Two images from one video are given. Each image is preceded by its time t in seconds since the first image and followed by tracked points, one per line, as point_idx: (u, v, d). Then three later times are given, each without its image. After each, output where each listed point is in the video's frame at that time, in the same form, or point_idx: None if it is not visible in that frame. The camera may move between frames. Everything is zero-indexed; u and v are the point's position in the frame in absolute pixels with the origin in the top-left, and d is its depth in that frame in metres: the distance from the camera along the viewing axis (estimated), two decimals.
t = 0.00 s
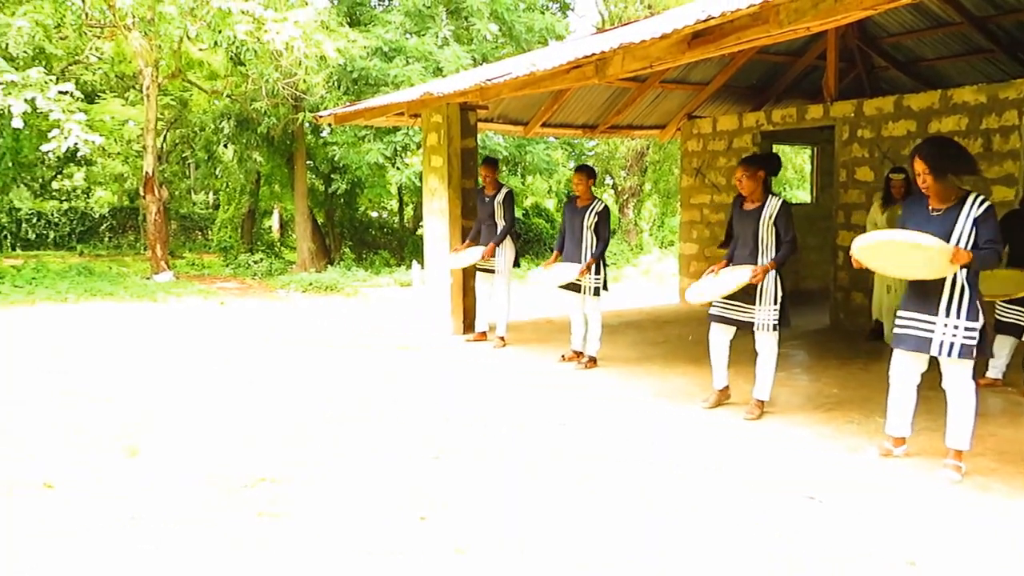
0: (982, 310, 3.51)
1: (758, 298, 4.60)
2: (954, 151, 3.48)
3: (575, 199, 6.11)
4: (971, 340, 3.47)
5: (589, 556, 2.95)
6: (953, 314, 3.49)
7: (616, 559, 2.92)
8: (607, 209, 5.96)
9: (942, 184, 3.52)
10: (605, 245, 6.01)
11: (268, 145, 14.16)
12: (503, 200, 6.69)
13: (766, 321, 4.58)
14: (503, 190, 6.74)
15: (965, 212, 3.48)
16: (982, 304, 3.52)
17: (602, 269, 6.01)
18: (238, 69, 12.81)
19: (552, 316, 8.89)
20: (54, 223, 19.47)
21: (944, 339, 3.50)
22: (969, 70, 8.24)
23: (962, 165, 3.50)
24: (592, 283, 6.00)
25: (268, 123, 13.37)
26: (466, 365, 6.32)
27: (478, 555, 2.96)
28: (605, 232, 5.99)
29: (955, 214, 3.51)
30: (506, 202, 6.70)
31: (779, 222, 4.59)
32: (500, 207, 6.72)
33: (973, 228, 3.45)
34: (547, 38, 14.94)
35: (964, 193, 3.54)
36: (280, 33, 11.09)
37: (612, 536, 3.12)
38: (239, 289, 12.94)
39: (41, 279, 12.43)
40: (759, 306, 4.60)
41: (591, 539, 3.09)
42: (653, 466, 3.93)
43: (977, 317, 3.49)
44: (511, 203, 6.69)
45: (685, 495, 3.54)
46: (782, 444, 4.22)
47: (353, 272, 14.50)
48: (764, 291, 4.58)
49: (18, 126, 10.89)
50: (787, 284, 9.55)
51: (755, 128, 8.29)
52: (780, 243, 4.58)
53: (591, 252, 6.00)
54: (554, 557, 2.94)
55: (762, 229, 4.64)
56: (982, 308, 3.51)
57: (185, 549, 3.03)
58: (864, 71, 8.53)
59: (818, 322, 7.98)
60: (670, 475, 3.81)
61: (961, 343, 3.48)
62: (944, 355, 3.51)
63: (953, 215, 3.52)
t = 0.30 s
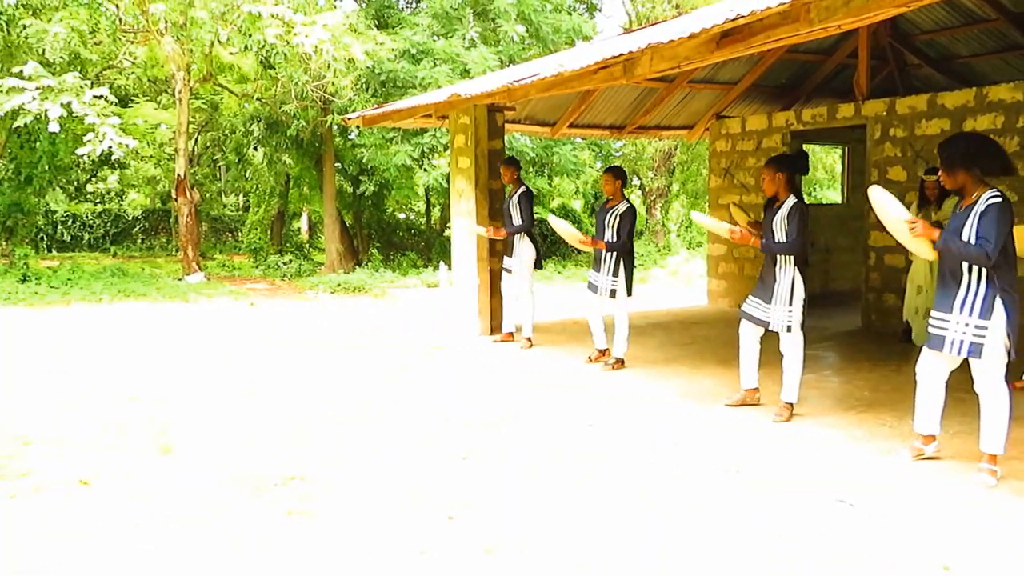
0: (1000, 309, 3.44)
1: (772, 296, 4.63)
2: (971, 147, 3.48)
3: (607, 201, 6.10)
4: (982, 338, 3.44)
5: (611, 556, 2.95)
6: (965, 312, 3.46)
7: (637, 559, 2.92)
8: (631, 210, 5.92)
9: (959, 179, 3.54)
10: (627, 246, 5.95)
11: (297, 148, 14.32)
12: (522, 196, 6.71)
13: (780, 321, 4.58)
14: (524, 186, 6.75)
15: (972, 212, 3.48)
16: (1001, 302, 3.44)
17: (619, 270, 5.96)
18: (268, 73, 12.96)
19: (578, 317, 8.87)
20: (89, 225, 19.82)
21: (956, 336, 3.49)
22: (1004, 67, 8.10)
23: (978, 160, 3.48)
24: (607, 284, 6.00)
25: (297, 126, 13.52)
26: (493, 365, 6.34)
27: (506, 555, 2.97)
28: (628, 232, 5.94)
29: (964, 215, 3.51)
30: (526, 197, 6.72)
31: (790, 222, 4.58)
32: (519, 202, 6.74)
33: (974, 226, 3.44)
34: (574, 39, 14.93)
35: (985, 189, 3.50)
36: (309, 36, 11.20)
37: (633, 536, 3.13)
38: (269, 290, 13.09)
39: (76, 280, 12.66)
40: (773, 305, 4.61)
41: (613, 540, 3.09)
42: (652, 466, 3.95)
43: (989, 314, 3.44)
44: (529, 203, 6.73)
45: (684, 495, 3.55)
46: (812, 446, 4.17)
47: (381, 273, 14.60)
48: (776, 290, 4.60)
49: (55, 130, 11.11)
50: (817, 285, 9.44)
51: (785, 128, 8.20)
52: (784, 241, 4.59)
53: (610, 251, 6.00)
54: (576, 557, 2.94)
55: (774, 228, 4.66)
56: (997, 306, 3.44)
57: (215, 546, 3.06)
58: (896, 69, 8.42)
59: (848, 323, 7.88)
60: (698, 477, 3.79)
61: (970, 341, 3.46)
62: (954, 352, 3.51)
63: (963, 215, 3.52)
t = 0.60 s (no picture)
0: (995, 307, 3.43)
1: (774, 294, 4.67)
2: (967, 150, 3.53)
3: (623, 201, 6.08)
4: (988, 340, 3.44)
5: (622, 556, 2.96)
6: (970, 316, 3.50)
7: (650, 560, 2.92)
8: (643, 211, 5.88)
9: (955, 181, 3.61)
10: (637, 247, 5.93)
11: (313, 149, 14.43)
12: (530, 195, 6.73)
13: (784, 320, 4.61)
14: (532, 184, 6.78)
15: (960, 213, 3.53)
16: (995, 301, 3.43)
17: (628, 272, 5.94)
18: (284, 75, 13.03)
19: (594, 318, 8.86)
20: (108, 227, 20.01)
21: (966, 340, 3.52)
22: None
23: (965, 161, 3.54)
24: (616, 285, 6.02)
25: (313, 128, 13.60)
26: (508, 366, 6.34)
27: (520, 555, 2.98)
28: (636, 232, 5.90)
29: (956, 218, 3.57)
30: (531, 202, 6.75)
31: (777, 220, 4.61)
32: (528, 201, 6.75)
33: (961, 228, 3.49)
34: (590, 40, 14.93)
35: (978, 191, 3.54)
36: (326, 38, 11.28)
37: (645, 537, 3.13)
38: (286, 291, 13.18)
39: (95, 281, 12.79)
40: (777, 303, 4.65)
41: (626, 541, 3.09)
42: (663, 467, 3.94)
43: (983, 315, 3.45)
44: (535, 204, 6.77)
45: (695, 497, 3.54)
46: (829, 449, 4.14)
47: (397, 274, 14.66)
48: (778, 289, 4.65)
49: (75, 132, 11.23)
50: (834, 286, 9.38)
51: (802, 128, 8.15)
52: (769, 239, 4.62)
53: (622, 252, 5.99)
54: (589, 557, 2.95)
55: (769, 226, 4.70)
56: (993, 306, 3.44)
57: (230, 546, 3.08)
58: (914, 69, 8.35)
59: (865, 325, 7.82)
60: (713, 479, 3.77)
61: (979, 343, 3.47)
62: (970, 356, 3.53)
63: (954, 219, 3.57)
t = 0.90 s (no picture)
0: (994, 308, 3.42)
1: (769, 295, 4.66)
2: (968, 151, 3.53)
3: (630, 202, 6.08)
4: (982, 340, 3.45)
5: (624, 556, 2.97)
6: (967, 315, 3.51)
7: (653, 560, 2.93)
8: (649, 211, 5.86)
9: (962, 184, 3.60)
10: (646, 249, 5.91)
11: (324, 150, 14.50)
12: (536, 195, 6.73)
13: (775, 319, 4.61)
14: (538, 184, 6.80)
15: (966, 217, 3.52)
16: (996, 303, 3.42)
17: (638, 273, 5.91)
18: (295, 76, 13.03)
19: (604, 319, 8.84)
20: (120, 226, 20.12)
21: (962, 340, 3.54)
22: None
23: (965, 163, 3.54)
24: (628, 287, 6.01)
25: (323, 128, 13.64)
26: (517, 367, 6.34)
27: (525, 556, 2.98)
28: (643, 232, 5.88)
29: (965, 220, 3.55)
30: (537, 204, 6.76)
31: (777, 222, 4.61)
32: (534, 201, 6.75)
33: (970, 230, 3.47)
34: (600, 41, 14.92)
35: (986, 190, 3.51)
36: (336, 39, 11.32)
37: (647, 537, 3.14)
38: (296, 291, 13.23)
39: (106, 280, 12.86)
40: (771, 304, 4.65)
41: (628, 542, 3.09)
42: (671, 468, 3.94)
43: (983, 316, 3.45)
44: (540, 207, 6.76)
45: (702, 498, 3.53)
46: (838, 451, 4.12)
47: (406, 274, 14.67)
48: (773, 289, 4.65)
49: (87, 133, 11.29)
50: (845, 287, 9.33)
51: (812, 129, 8.12)
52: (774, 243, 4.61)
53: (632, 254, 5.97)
54: (591, 557, 2.96)
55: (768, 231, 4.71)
56: (993, 306, 3.43)
57: (237, 545, 3.09)
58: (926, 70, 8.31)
59: (876, 327, 7.78)
60: (721, 481, 3.76)
61: (973, 344, 3.48)
62: (964, 356, 3.54)
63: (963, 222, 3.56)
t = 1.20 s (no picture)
0: (996, 308, 3.41)
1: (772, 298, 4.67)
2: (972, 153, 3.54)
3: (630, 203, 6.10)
4: (983, 340, 3.45)
5: (623, 556, 2.98)
6: (968, 316, 3.50)
7: (652, 560, 2.94)
8: (649, 211, 5.88)
9: (968, 186, 3.59)
10: (647, 249, 5.91)
11: (325, 151, 14.53)
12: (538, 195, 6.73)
13: (778, 323, 4.60)
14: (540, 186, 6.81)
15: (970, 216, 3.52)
16: (998, 303, 3.41)
17: (637, 274, 5.92)
18: (297, 77, 13.03)
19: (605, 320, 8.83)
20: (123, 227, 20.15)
21: (962, 341, 3.52)
22: None
23: (966, 164, 3.55)
24: (627, 288, 6.02)
25: (325, 129, 13.66)
26: (519, 368, 6.34)
27: (526, 557, 2.98)
28: (641, 232, 5.88)
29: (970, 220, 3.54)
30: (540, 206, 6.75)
31: (784, 225, 4.61)
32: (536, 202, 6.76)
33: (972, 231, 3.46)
34: (602, 42, 14.92)
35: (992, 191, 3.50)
36: (338, 40, 11.34)
37: (646, 537, 3.15)
38: (297, 292, 13.24)
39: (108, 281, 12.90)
40: (772, 306, 4.65)
41: (627, 542, 3.10)
42: (672, 469, 3.95)
43: (985, 316, 3.44)
44: (542, 209, 6.75)
45: (703, 500, 3.53)
46: (840, 453, 4.12)
47: (408, 275, 14.69)
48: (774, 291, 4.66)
49: (89, 133, 11.30)
50: (846, 290, 9.32)
51: (814, 131, 8.12)
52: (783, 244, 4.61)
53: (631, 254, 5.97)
54: (591, 557, 2.97)
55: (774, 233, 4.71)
56: (995, 306, 3.42)
57: (239, 545, 3.10)
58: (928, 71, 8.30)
59: (877, 328, 7.77)
60: (722, 482, 3.76)
61: (974, 344, 3.48)
62: (964, 357, 3.53)
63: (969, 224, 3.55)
